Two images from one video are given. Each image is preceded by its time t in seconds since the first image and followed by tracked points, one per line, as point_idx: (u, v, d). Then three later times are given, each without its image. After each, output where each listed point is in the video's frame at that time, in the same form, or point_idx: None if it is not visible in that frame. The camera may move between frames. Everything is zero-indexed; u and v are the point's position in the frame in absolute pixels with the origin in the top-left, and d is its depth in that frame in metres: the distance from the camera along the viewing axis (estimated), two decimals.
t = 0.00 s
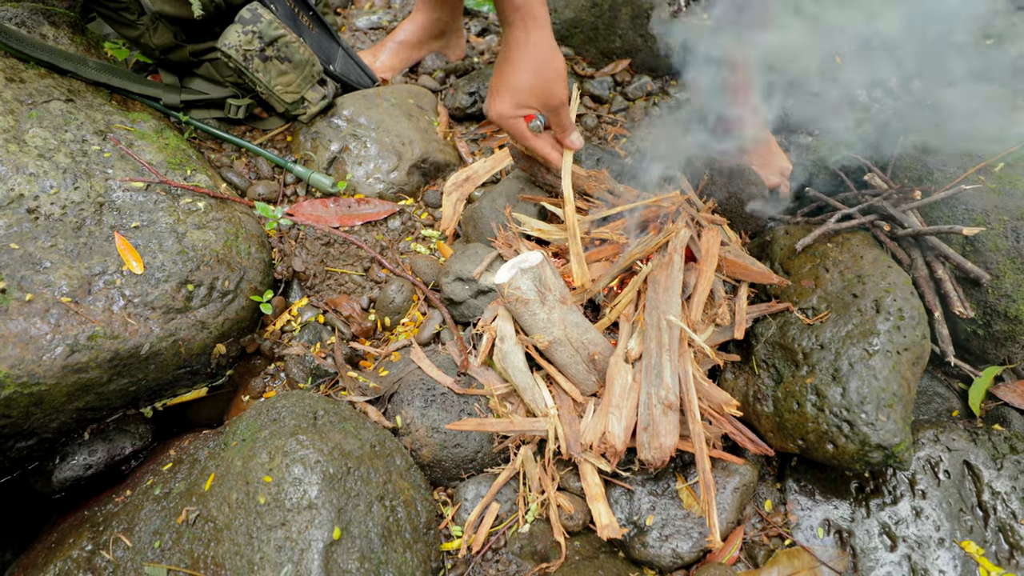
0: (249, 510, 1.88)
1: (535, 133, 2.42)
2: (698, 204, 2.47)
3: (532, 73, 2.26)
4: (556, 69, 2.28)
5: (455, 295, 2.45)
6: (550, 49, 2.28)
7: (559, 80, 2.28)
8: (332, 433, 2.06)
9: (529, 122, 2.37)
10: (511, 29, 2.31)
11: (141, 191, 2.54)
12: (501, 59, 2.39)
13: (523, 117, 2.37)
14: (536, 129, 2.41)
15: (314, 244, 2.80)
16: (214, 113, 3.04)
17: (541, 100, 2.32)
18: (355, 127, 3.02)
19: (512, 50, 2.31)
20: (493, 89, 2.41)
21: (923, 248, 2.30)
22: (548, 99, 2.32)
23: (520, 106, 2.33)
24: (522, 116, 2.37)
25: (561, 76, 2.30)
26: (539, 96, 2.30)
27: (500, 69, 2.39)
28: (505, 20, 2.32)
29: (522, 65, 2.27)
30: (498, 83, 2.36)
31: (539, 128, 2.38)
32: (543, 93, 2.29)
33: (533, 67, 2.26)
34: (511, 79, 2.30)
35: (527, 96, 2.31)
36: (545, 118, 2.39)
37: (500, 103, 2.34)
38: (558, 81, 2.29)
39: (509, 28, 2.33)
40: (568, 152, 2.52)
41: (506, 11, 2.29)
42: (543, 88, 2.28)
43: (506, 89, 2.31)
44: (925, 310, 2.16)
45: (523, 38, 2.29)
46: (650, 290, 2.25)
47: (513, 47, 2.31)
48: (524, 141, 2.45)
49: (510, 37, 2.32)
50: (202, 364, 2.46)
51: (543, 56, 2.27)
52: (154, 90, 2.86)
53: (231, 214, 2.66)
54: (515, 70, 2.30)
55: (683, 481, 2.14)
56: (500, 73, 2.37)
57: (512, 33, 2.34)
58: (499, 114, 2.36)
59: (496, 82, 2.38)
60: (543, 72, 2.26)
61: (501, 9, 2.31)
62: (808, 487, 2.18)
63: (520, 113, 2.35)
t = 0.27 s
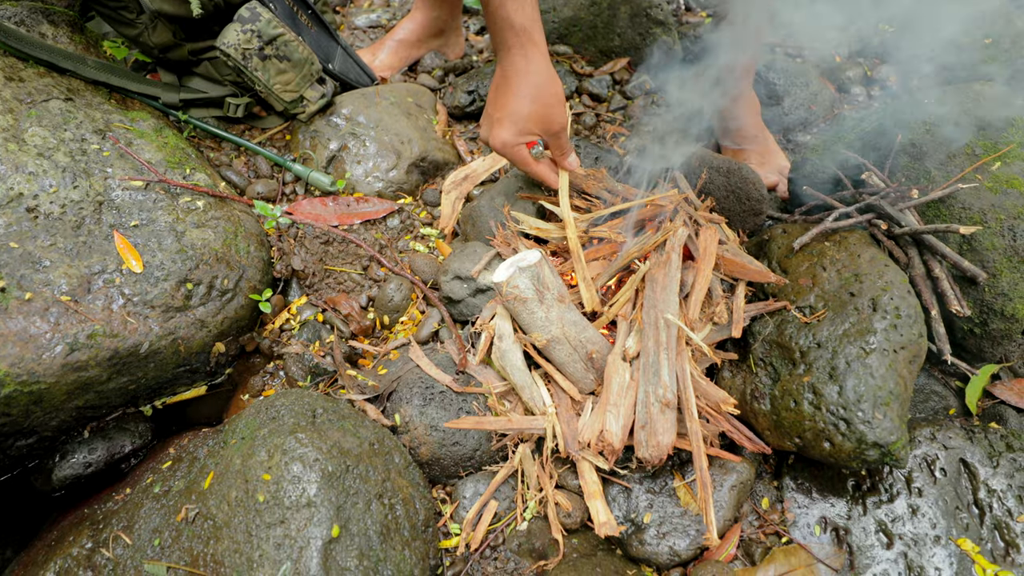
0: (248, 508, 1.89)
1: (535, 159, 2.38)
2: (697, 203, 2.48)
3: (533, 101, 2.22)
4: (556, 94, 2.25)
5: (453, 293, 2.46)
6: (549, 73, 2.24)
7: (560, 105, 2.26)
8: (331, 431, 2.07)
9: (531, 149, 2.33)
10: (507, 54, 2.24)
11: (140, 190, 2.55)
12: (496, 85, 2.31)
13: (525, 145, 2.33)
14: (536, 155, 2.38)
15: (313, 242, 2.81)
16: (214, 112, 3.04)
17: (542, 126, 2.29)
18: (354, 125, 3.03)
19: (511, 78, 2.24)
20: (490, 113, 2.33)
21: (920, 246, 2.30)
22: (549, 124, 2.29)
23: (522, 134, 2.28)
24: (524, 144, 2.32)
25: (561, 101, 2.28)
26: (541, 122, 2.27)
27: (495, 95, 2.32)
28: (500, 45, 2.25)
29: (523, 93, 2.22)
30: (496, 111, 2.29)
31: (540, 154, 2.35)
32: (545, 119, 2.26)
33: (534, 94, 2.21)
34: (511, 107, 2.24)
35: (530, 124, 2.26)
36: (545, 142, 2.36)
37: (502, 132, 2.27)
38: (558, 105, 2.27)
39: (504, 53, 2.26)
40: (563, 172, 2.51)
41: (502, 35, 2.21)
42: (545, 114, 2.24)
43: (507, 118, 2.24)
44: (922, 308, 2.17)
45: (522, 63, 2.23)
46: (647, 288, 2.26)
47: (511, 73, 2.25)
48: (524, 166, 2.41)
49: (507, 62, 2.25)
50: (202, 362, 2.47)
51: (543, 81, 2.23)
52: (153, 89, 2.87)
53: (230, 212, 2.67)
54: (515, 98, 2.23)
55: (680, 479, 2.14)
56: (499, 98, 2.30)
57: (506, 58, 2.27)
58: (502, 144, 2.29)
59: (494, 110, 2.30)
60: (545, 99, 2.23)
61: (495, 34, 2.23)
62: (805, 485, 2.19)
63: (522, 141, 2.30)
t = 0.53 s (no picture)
0: (248, 506, 1.90)
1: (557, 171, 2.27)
2: (695, 203, 2.49)
3: (545, 110, 2.13)
4: (572, 100, 2.12)
5: (452, 292, 2.47)
6: (564, 78, 2.14)
7: (577, 111, 2.13)
8: (330, 429, 2.08)
9: (548, 160, 2.24)
10: (523, 63, 2.20)
11: (140, 189, 2.55)
12: (514, 96, 2.26)
13: (543, 156, 2.24)
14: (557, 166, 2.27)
15: (312, 241, 2.82)
16: (213, 111, 3.05)
17: (558, 136, 2.18)
18: (353, 125, 3.04)
19: (524, 87, 2.18)
20: (507, 126, 2.27)
21: (918, 245, 2.30)
22: (566, 133, 2.17)
23: (537, 145, 2.20)
24: (541, 155, 2.23)
25: (579, 107, 2.14)
26: (556, 132, 2.16)
27: (514, 106, 2.27)
28: (516, 55, 2.21)
29: (534, 103, 2.15)
30: (513, 123, 2.24)
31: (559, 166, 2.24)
32: (559, 128, 2.15)
33: (546, 103, 2.13)
34: (525, 118, 2.18)
35: (544, 134, 2.17)
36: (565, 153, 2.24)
37: (516, 145, 2.22)
38: (575, 111, 2.13)
39: (520, 62, 2.22)
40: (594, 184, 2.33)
41: (516, 45, 2.18)
42: (558, 123, 2.14)
43: (521, 130, 2.19)
44: (919, 307, 2.17)
45: (535, 72, 2.16)
46: (646, 287, 2.27)
47: (524, 82, 2.19)
48: (546, 180, 2.31)
49: (522, 71, 2.21)
50: (201, 361, 2.47)
51: (557, 87, 2.12)
52: (152, 88, 2.87)
53: (230, 212, 2.67)
54: (527, 110, 2.17)
55: (678, 478, 2.15)
56: (515, 110, 2.24)
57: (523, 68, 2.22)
58: (516, 157, 2.23)
59: (511, 122, 2.26)
60: (558, 107, 2.12)
61: (510, 44, 2.20)
62: (803, 483, 2.19)
63: (538, 153, 2.22)
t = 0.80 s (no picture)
0: (249, 502, 1.89)
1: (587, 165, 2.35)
2: (697, 200, 2.49)
3: (579, 102, 2.25)
4: (605, 94, 2.25)
5: (454, 289, 2.47)
6: (599, 72, 2.26)
7: (612, 103, 2.26)
8: (331, 425, 2.07)
9: (578, 153, 2.33)
10: (558, 55, 2.31)
11: (141, 185, 2.55)
12: (546, 89, 2.39)
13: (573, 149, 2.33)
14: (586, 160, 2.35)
15: (313, 238, 2.82)
16: (214, 108, 3.05)
17: (590, 129, 2.29)
18: (354, 122, 3.04)
19: (558, 79, 2.30)
20: (538, 121, 2.36)
21: (920, 242, 2.29)
22: (597, 126, 2.28)
23: (569, 138, 2.29)
24: (572, 148, 2.32)
25: (613, 100, 2.28)
26: (589, 124, 2.27)
27: (545, 99, 2.38)
28: (551, 47, 2.32)
29: (568, 94, 2.26)
30: (544, 115, 2.34)
31: (589, 158, 2.33)
32: (592, 121, 2.27)
33: (580, 95, 2.24)
34: (558, 111, 2.28)
35: (576, 127, 2.27)
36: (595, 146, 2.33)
37: (548, 136, 2.30)
38: (607, 105, 2.26)
39: (555, 54, 2.33)
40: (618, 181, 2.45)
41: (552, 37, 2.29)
42: (592, 115, 2.25)
43: (553, 122, 2.28)
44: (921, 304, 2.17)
45: (570, 64, 2.28)
46: (647, 284, 2.26)
47: (560, 74, 2.30)
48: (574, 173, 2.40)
49: (557, 64, 2.32)
50: (202, 358, 2.47)
51: (592, 80, 2.25)
52: (153, 85, 2.87)
53: (231, 208, 2.67)
54: (561, 100, 2.28)
55: (680, 474, 2.15)
56: (548, 104, 2.33)
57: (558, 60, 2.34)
58: (547, 149, 2.32)
59: (542, 116, 2.35)
60: (595, 96, 2.24)
61: (546, 37, 2.33)
62: (805, 480, 2.19)
63: (569, 145, 2.30)
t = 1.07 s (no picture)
0: (253, 502, 1.90)
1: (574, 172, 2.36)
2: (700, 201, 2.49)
3: (572, 109, 2.26)
4: (596, 102, 2.30)
5: (456, 289, 2.47)
6: (590, 80, 2.30)
7: (602, 114, 2.30)
8: (334, 425, 2.08)
9: (568, 160, 2.32)
10: (550, 60, 2.30)
11: (143, 185, 2.55)
12: (534, 93, 2.37)
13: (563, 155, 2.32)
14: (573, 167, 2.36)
15: (316, 238, 2.82)
16: (216, 108, 3.05)
17: (581, 135, 2.30)
18: (356, 122, 3.04)
19: (550, 84, 2.30)
20: (526, 125, 2.33)
21: (922, 243, 2.30)
22: (588, 132, 2.30)
23: (561, 143, 2.27)
24: (561, 154, 2.31)
25: (603, 111, 2.31)
26: (582, 131, 2.28)
27: (532, 104, 2.37)
28: (543, 51, 2.30)
29: (562, 100, 2.26)
30: (533, 120, 2.31)
31: (578, 166, 2.34)
32: (584, 127, 2.29)
33: (574, 102, 2.26)
34: (549, 117, 2.26)
35: (567, 133, 2.27)
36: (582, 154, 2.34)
37: (539, 140, 2.26)
38: (598, 113, 2.30)
39: (545, 60, 2.31)
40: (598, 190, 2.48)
41: (545, 41, 2.26)
42: (585, 121, 2.27)
43: (545, 127, 2.26)
44: (923, 305, 2.17)
45: (562, 70, 2.29)
46: (650, 284, 2.26)
47: (551, 80, 2.29)
48: (559, 180, 2.40)
49: (548, 69, 2.31)
50: (205, 358, 2.47)
51: (584, 88, 2.28)
52: (155, 85, 2.87)
53: (233, 208, 2.67)
54: (553, 106, 2.27)
55: (682, 475, 2.16)
56: (538, 107, 2.31)
57: (548, 66, 2.32)
58: (539, 153, 2.27)
59: (530, 120, 2.32)
60: (586, 107, 2.27)
61: (536, 41, 2.28)
62: (807, 481, 2.19)
63: (560, 151, 2.29)
